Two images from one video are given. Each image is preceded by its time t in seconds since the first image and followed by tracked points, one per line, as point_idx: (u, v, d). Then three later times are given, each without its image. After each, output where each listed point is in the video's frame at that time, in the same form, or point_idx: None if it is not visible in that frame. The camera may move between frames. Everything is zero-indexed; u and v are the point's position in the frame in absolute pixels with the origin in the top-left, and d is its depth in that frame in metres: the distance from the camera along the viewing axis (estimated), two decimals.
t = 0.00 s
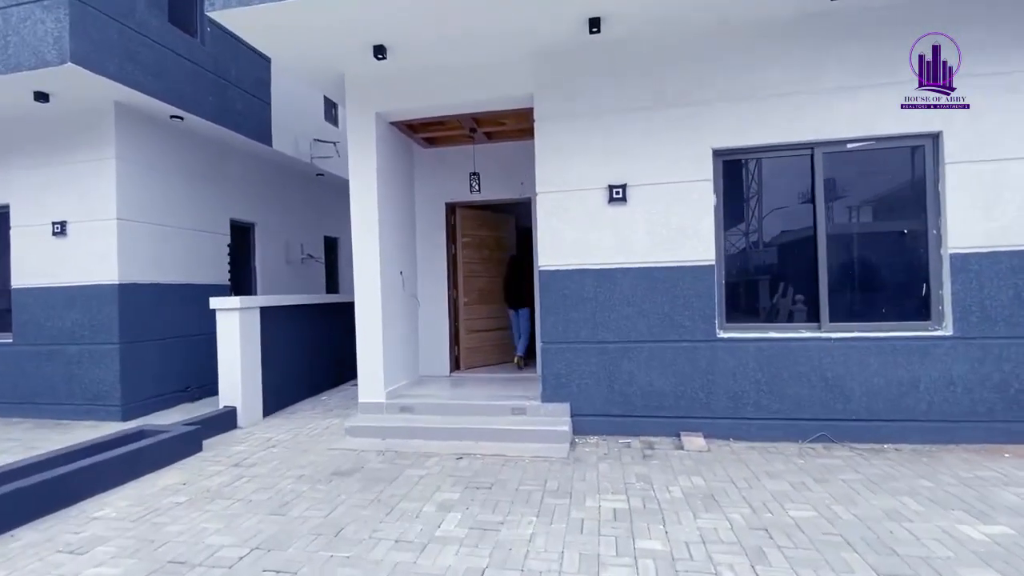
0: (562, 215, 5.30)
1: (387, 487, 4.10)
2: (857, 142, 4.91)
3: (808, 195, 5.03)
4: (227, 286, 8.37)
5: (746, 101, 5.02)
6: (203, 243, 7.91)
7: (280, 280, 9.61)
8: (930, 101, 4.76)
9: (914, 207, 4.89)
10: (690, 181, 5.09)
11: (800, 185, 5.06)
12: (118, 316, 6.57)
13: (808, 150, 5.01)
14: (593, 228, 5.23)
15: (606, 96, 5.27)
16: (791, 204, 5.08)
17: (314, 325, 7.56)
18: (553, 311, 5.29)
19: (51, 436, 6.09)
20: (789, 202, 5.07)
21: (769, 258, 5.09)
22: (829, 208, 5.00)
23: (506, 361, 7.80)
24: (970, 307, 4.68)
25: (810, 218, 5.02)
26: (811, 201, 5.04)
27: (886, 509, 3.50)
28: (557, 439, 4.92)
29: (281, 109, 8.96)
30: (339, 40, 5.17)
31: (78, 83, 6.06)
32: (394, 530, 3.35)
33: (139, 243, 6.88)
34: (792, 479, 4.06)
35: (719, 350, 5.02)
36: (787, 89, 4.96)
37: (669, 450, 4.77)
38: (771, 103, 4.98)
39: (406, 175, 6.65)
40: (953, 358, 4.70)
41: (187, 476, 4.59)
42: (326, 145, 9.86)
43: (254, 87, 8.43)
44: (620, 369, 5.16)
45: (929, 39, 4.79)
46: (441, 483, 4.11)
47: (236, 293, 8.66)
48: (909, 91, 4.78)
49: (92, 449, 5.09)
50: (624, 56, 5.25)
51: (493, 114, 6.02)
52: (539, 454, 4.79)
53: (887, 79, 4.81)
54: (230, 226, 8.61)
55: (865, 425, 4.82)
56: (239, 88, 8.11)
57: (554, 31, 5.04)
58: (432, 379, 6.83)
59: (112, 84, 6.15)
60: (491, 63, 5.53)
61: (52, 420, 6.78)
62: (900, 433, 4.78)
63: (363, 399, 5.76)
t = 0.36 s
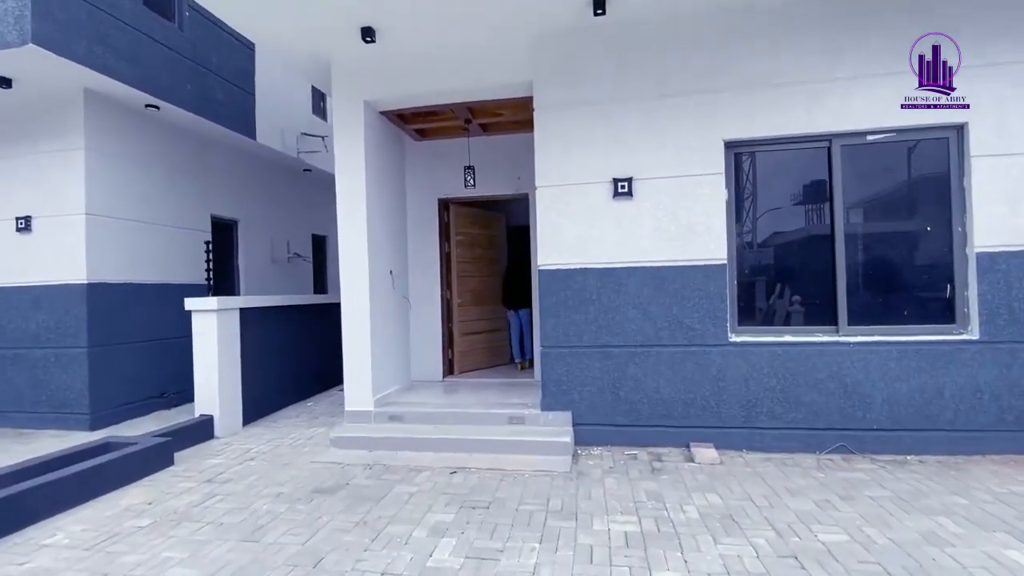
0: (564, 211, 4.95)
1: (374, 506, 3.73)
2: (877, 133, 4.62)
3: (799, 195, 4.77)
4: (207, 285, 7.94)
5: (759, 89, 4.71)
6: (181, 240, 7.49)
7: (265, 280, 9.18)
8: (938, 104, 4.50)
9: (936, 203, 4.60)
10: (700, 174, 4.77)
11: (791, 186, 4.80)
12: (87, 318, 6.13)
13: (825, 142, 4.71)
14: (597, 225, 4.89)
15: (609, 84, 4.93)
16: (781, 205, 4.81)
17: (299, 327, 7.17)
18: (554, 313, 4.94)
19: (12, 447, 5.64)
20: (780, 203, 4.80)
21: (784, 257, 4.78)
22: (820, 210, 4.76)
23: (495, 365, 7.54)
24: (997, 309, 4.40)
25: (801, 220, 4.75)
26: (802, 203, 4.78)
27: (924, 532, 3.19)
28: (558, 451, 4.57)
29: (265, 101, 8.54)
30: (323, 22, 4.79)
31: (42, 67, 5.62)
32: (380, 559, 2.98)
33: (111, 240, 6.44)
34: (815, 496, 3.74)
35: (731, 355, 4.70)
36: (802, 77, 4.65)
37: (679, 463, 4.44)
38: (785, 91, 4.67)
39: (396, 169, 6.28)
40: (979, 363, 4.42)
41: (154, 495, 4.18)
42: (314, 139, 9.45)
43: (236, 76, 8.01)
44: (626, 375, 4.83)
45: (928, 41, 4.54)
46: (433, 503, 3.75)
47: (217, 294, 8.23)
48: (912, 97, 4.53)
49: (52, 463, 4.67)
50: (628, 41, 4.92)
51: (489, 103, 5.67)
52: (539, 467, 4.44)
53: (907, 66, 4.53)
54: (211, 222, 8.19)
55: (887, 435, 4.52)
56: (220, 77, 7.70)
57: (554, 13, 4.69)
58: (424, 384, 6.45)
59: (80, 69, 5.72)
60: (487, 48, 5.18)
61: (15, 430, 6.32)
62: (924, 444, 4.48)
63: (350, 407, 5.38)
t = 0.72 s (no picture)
0: (570, 204, 4.58)
1: (363, 531, 3.35)
2: (908, 122, 4.29)
3: (792, 196, 4.44)
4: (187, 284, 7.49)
5: (780, 73, 4.37)
6: (159, 236, 7.04)
7: (250, 279, 8.73)
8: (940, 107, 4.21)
9: (971, 197, 4.27)
10: (718, 164, 4.41)
11: (794, 183, 4.47)
12: (53, 319, 5.68)
13: (852, 131, 4.38)
14: (606, 220, 4.53)
15: (618, 68, 4.57)
16: (774, 205, 4.48)
17: (284, 329, 6.75)
18: (560, 315, 4.57)
19: None
20: (772, 203, 4.47)
21: (807, 255, 4.44)
22: (812, 211, 4.45)
23: (488, 368, 7.22)
24: None
25: (795, 222, 4.42)
26: (795, 204, 4.46)
27: (978, 560, 2.86)
28: (564, 464, 4.21)
29: (249, 90, 8.11)
30: None
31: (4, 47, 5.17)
32: None
33: (81, 236, 6.00)
34: (850, 517, 3.40)
35: (751, 360, 4.36)
36: (826, 61, 4.32)
37: (696, 478, 4.09)
38: (808, 76, 4.33)
39: (389, 160, 5.89)
40: (1018, 369, 4.10)
41: (119, 516, 3.76)
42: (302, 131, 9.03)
43: (218, 63, 7.57)
44: (637, 382, 4.47)
45: (923, 39, 4.23)
46: (429, 526, 3.37)
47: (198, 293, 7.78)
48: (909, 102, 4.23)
49: (8, 479, 4.24)
50: (639, 21, 4.56)
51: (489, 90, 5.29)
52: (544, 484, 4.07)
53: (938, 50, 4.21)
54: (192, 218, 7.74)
55: (918, 447, 4.20)
56: (201, 63, 7.26)
57: None
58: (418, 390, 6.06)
59: (46, 50, 5.28)
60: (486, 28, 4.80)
61: None
62: (957, 457, 4.17)
63: (337, 416, 4.98)
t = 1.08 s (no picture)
0: (576, 196, 4.18)
1: (344, 566, 2.93)
2: (943, 109, 3.95)
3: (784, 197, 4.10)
4: (162, 284, 7.01)
5: (805, 55, 4.01)
6: (130, 231, 6.56)
7: (233, 278, 8.26)
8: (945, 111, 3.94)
9: (1007, 190, 3.95)
10: (738, 153, 4.04)
11: (818, 175, 4.11)
12: (9, 321, 5.20)
13: (883, 118, 4.03)
14: (615, 214, 4.14)
15: (627, 48, 4.19)
16: (799, 199, 4.11)
17: (266, 332, 6.30)
18: (565, 318, 4.18)
19: None
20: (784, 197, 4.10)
21: (834, 252, 4.09)
22: (805, 212, 4.12)
23: (482, 373, 6.83)
24: None
25: (787, 224, 4.09)
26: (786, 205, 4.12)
27: None
28: (571, 483, 3.82)
29: (230, 78, 7.65)
30: None
31: None
32: None
33: (42, 230, 5.52)
34: (895, 544, 3.03)
35: (775, 367, 3.99)
36: (855, 41, 3.96)
37: (717, 498, 3.71)
38: (835, 58, 3.98)
39: (378, 150, 5.47)
40: None
41: (69, 546, 3.31)
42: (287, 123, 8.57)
43: (196, 48, 7.11)
44: (648, 391, 4.09)
45: (920, 37, 3.91)
46: (420, 560, 2.95)
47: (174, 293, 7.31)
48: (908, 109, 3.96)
49: None
50: None
51: (487, 73, 4.89)
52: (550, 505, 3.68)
53: (974, 30, 3.87)
54: (169, 213, 7.27)
55: (956, 463, 3.85)
56: (177, 48, 6.80)
57: None
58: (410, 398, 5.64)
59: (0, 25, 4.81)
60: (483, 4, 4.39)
61: None
62: (998, 473, 3.83)
63: (321, 428, 4.55)
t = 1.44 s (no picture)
0: (586, 187, 3.72)
1: None
2: (995, 90, 3.53)
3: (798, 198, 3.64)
4: (130, 285, 6.47)
5: (841, 29, 3.57)
6: (94, 228, 6.02)
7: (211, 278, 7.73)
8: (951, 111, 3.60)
9: None
10: (768, 139, 3.60)
11: (855, 165, 3.68)
12: None
13: (928, 101, 3.61)
14: (630, 207, 3.68)
15: (641, 21, 3.73)
16: (834, 192, 3.68)
17: (243, 338, 5.79)
18: (573, 324, 3.72)
19: None
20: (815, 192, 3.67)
21: (872, 251, 3.66)
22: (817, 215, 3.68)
23: (478, 379, 6.38)
24: None
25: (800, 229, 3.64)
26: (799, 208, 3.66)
27: None
28: (581, 512, 3.36)
29: (207, 64, 7.11)
30: None
31: None
32: None
33: None
34: None
35: (809, 379, 3.55)
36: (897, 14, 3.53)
37: (748, 529, 3.27)
38: (875, 32, 3.55)
39: (364, 139, 4.99)
40: None
41: None
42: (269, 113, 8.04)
43: (168, 30, 6.58)
44: (666, 406, 3.63)
45: (920, 34, 3.52)
46: None
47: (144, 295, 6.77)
48: (909, 111, 3.64)
49: None
50: None
51: (484, 51, 4.42)
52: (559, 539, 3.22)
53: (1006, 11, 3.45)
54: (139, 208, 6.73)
55: (1011, 487, 3.44)
56: (147, 29, 6.27)
57: None
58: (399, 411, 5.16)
59: None
60: None
61: None
62: None
63: (298, 447, 4.06)
